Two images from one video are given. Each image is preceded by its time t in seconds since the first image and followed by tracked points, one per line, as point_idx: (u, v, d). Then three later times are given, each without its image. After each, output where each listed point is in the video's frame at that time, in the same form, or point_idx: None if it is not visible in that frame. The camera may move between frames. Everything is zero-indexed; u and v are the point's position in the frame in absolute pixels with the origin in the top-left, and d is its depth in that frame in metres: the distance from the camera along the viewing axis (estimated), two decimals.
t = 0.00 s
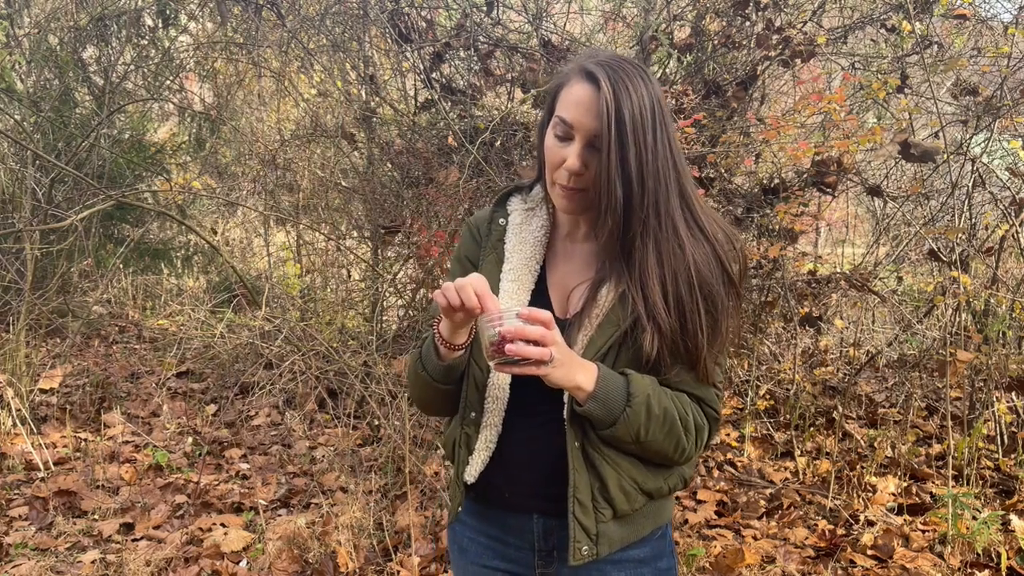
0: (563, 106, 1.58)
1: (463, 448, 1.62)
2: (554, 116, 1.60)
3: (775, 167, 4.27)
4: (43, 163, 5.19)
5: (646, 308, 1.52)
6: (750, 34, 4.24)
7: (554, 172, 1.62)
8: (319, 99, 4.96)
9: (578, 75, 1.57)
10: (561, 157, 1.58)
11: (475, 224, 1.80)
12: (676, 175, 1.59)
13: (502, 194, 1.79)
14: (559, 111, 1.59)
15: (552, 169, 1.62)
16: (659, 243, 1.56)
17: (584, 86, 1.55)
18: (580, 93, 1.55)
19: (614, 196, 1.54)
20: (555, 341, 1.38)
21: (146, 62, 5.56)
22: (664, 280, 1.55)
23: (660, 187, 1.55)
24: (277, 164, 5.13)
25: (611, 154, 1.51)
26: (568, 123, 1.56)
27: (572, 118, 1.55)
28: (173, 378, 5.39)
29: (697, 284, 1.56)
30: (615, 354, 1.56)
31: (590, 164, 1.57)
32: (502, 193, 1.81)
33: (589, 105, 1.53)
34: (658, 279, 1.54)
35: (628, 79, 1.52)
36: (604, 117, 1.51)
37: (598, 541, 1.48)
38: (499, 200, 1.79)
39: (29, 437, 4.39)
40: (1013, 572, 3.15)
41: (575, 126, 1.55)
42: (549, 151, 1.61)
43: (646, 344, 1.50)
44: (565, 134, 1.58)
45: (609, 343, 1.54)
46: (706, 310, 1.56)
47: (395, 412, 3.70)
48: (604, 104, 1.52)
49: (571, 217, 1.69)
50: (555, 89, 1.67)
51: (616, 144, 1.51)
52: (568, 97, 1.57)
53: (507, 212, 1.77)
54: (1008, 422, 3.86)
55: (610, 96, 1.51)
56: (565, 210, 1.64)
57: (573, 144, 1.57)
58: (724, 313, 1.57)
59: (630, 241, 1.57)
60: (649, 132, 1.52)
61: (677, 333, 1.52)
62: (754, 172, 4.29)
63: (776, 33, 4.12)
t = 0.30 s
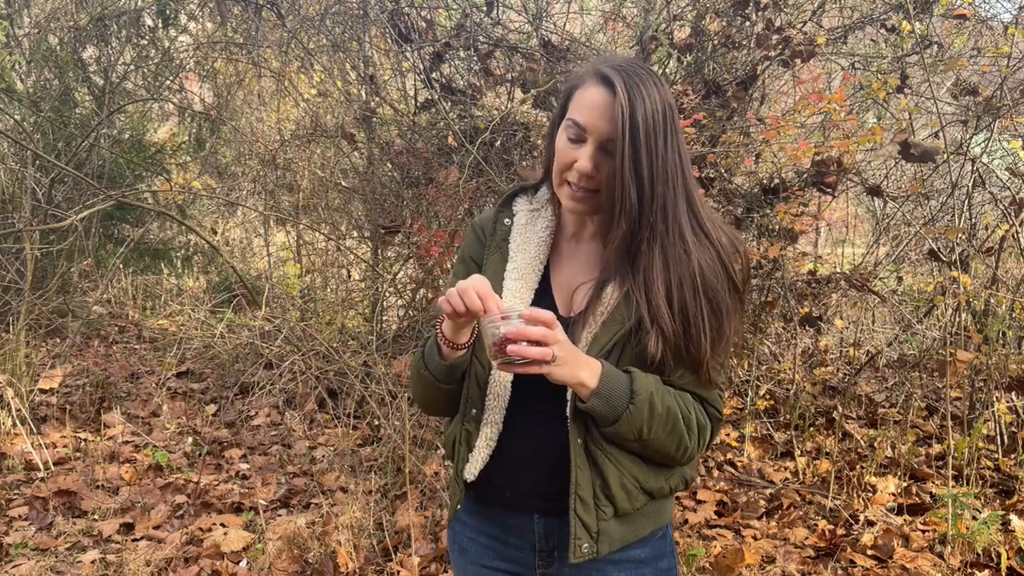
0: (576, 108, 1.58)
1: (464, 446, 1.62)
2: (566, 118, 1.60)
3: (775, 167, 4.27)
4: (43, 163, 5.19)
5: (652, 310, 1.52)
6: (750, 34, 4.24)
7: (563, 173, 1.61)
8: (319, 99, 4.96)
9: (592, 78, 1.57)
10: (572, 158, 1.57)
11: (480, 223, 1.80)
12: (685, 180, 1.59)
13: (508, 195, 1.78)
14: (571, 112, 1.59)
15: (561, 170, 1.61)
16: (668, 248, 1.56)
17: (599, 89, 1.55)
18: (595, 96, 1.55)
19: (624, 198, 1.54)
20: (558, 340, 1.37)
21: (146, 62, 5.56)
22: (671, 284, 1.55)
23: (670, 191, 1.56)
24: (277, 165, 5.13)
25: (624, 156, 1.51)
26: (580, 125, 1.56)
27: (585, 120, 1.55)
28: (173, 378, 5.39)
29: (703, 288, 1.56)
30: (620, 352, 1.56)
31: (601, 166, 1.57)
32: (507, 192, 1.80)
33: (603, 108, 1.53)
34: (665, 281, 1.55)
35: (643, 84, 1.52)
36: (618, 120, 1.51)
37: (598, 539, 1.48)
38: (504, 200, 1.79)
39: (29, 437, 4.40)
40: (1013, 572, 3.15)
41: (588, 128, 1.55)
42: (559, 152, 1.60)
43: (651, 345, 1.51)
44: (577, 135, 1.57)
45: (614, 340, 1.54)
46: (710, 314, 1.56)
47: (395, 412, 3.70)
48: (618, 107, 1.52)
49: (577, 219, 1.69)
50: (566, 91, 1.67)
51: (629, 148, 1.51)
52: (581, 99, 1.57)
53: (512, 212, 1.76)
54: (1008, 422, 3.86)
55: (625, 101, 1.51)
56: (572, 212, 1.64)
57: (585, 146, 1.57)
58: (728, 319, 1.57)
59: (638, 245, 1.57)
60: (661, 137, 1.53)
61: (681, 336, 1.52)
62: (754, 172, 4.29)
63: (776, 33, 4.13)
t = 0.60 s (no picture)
0: (603, 81, 1.65)
1: (468, 447, 1.61)
2: (589, 92, 1.67)
3: (775, 167, 4.27)
4: (43, 163, 5.19)
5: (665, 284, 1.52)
6: (750, 34, 4.24)
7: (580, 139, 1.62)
8: (319, 99, 4.96)
9: (620, 60, 1.68)
10: (597, 121, 1.60)
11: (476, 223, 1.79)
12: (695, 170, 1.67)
13: (505, 193, 1.79)
14: (597, 86, 1.66)
15: (580, 136, 1.62)
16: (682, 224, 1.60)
17: (629, 67, 1.65)
18: (624, 72, 1.64)
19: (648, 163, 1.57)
20: (558, 346, 1.37)
21: (146, 62, 5.56)
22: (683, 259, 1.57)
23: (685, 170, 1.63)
24: (277, 165, 5.13)
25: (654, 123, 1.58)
26: (609, 94, 1.63)
27: (614, 89, 1.62)
28: (173, 378, 5.40)
29: (713, 272, 1.59)
30: (621, 351, 1.55)
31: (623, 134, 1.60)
32: (504, 192, 1.81)
33: (634, 82, 1.63)
34: (676, 259, 1.56)
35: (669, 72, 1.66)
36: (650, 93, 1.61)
37: (599, 538, 1.48)
38: (501, 199, 1.80)
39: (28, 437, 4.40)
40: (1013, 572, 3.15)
41: (617, 96, 1.62)
42: (580, 119, 1.63)
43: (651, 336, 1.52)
44: (602, 105, 1.63)
45: (616, 340, 1.53)
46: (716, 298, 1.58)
47: (395, 412, 3.70)
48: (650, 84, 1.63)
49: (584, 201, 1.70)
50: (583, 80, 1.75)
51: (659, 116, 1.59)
52: (609, 74, 1.65)
53: (509, 210, 1.77)
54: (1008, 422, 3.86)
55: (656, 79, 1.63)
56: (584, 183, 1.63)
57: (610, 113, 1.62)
58: (734, 309, 1.60)
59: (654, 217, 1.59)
60: (679, 116, 1.64)
61: (691, 316, 1.52)
62: (754, 172, 4.29)
63: (776, 33, 4.13)
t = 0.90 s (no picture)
0: (587, 82, 1.65)
1: (468, 444, 1.61)
2: (574, 93, 1.66)
3: (775, 167, 4.27)
4: (43, 164, 5.19)
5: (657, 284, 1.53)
6: (750, 34, 4.24)
7: (567, 143, 1.63)
8: (319, 99, 4.96)
9: (602, 59, 1.67)
10: (582, 125, 1.61)
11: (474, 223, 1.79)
12: (686, 166, 1.67)
13: (501, 194, 1.80)
14: (580, 87, 1.65)
15: (567, 140, 1.63)
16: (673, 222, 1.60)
17: (612, 66, 1.64)
18: (607, 71, 1.63)
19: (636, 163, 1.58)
20: (556, 345, 1.36)
21: (146, 62, 5.56)
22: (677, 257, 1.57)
23: (674, 167, 1.63)
24: (277, 164, 5.13)
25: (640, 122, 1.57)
26: (592, 95, 1.63)
27: (598, 90, 1.62)
28: (173, 378, 5.40)
29: (707, 269, 1.59)
30: (621, 349, 1.55)
31: (610, 136, 1.61)
32: (501, 193, 1.81)
33: (618, 81, 1.62)
34: (669, 259, 1.57)
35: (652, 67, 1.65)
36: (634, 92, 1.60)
37: (601, 537, 1.48)
38: (498, 200, 1.80)
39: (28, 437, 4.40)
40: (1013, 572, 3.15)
41: (600, 97, 1.61)
42: (566, 123, 1.64)
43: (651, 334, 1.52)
44: (587, 107, 1.63)
45: (615, 338, 1.53)
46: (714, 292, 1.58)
47: (395, 412, 3.70)
48: (633, 81, 1.62)
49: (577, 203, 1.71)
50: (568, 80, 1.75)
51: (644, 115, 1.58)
52: (592, 75, 1.65)
53: (507, 210, 1.77)
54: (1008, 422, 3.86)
55: (639, 75, 1.61)
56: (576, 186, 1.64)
57: (595, 115, 1.62)
58: (730, 305, 1.60)
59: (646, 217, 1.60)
60: (667, 112, 1.63)
61: (689, 312, 1.52)
62: (754, 172, 4.29)
63: (776, 33, 4.12)
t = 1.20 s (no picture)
0: (576, 92, 1.65)
1: (465, 446, 1.62)
2: (564, 103, 1.67)
3: (775, 167, 4.27)
4: (43, 164, 5.19)
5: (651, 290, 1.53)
6: (750, 34, 4.24)
7: (560, 155, 1.64)
8: (319, 99, 4.96)
9: (591, 67, 1.66)
10: (573, 137, 1.62)
11: (468, 229, 1.80)
12: (680, 168, 1.66)
13: (496, 199, 1.80)
14: (570, 97, 1.66)
15: (559, 152, 1.64)
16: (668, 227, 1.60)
17: (600, 74, 1.64)
18: (596, 80, 1.63)
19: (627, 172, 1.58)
20: (553, 345, 1.37)
21: (145, 62, 5.56)
22: (673, 262, 1.57)
23: (666, 172, 1.61)
24: (277, 164, 5.13)
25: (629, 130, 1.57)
26: (581, 105, 1.63)
27: (587, 100, 1.62)
28: (173, 378, 5.40)
29: (702, 272, 1.58)
30: (620, 349, 1.55)
31: (601, 146, 1.62)
32: (495, 197, 1.81)
33: (607, 89, 1.61)
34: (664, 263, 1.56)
35: (641, 71, 1.63)
36: (623, 99, 1.59)
37: (601, 535, 1.48)
38: (492, 204, 1.80)
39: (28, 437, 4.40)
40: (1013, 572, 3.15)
41: (589, 107, 1.62)
42: (557, 134, 1.65)
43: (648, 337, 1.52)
44: (577, 117, 1.64)
45: (613, 337, 1.53)
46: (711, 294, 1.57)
47: (395, 412, 3.70)
48: (622, 87, 1.61)
49: (573, 210, 1.72)
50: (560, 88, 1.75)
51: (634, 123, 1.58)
52: (581, 84, 1.65)
53: (501, 215, 1.77)
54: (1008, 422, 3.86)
55: (628, 81, 1.60)
56: (570, 196, 1.65)
57: (585, 126, 1.62)
58: (727, 306, 1.58)
59: (640, 222, 1.60)
60: (659, 118, 1.61)
61: (686, 315, 1.52)
62: (754, 172, 4.29)
63: (776, 33, 4.13)
